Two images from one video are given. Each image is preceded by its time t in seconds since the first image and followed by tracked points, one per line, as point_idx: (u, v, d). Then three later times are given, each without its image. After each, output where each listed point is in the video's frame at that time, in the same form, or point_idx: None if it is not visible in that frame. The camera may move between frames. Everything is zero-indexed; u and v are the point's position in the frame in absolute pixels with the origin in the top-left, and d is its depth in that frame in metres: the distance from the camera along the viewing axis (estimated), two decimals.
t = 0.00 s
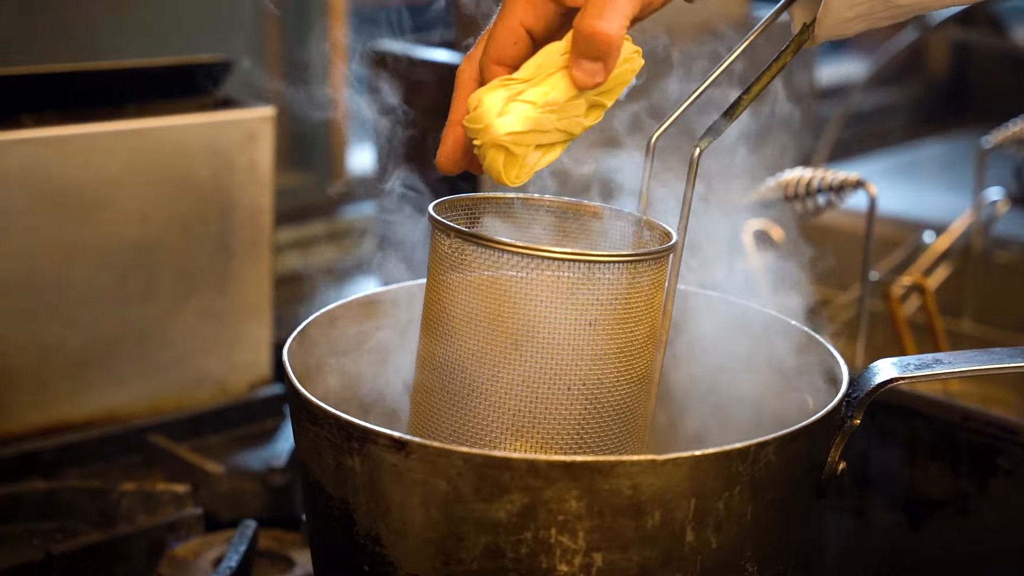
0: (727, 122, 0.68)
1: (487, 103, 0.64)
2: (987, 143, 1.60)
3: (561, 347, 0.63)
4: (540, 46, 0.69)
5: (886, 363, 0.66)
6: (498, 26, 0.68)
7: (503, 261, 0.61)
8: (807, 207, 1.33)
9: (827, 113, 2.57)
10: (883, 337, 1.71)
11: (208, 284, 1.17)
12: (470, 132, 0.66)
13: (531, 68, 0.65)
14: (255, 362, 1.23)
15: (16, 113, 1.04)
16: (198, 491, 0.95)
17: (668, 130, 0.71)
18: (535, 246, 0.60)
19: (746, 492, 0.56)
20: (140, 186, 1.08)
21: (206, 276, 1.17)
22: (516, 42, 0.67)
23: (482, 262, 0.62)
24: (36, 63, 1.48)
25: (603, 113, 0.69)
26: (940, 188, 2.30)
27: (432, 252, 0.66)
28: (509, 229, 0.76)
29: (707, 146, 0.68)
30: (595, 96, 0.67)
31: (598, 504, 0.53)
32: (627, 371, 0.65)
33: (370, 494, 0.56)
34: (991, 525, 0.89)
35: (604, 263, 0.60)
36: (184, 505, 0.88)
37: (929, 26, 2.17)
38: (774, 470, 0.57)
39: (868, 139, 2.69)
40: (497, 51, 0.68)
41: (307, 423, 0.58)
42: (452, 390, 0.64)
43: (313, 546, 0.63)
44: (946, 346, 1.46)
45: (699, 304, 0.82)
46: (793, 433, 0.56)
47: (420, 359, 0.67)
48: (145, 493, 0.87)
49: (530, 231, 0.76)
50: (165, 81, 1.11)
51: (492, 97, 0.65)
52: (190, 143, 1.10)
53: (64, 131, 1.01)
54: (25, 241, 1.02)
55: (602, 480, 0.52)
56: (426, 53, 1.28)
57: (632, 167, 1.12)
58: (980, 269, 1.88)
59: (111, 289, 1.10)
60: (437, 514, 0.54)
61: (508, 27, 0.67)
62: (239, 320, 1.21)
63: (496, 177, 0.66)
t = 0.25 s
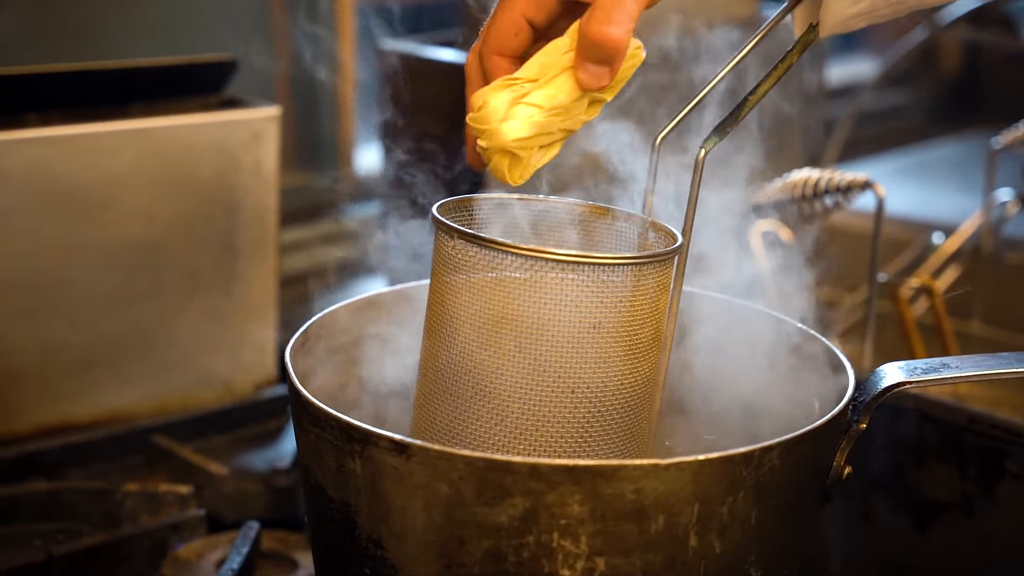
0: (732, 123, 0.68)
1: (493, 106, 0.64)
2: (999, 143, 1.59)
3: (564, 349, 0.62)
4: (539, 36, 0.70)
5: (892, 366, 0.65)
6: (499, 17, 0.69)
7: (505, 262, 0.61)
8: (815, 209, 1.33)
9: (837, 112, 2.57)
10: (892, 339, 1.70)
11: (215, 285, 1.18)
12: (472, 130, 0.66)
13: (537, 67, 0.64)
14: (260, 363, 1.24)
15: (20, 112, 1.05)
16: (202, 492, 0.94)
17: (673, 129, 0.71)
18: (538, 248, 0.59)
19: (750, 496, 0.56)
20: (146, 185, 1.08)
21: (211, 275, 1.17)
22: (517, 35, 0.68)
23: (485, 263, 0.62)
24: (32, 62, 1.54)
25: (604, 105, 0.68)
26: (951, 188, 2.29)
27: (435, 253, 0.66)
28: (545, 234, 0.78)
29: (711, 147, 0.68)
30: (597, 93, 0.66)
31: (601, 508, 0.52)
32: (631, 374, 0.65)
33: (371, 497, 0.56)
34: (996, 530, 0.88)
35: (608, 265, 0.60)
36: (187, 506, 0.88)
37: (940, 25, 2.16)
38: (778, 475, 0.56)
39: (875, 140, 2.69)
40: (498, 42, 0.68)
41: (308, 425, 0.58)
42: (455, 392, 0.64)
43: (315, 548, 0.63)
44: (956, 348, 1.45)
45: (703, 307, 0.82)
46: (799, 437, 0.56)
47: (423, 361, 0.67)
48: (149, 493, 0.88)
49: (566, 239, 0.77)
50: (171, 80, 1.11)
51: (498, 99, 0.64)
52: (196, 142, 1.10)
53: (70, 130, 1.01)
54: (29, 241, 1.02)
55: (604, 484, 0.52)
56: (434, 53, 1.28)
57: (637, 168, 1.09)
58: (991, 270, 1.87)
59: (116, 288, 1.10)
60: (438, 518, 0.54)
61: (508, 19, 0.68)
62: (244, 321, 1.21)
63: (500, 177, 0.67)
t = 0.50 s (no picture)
0: (735, 122, 0.68)
1: (499, 119, 0.63)
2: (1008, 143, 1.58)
3: (565, 350, 0.62)
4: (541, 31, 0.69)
5: (897, 367, 0.65)
6: (499, 12, 0.66)
7: (505, 262, 0.60)
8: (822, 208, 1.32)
9: (846, 112, 2.56)
10: (900, 339, 1.69)
11: (219, 284, 1.18)
12: (475, 137, 0.65)
13: (541, 79, 0.63)
14: (264, 362, 1.24)
15: (27, 110, 1.05)
16: (205, 492, 0.94)
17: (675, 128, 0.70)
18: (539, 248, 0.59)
19: (752, 498, 0.55)
20: (149, 183, 1.09)
21: (215, 275, 1.17)
22: (518, 34, 0.66)
23: (485, 264, 0.61)
24: (32, 61, 1.54)
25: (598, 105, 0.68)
26: (961, 188, 2.28)
27: (436, 254, 0.66)
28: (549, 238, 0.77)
29: (714, 147, 0.67)
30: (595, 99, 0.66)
31: (601, 510, 0.52)
32: (633, 375, 0.64)
33: (370, 499, 0.56)
34: (1005, 530, 0.88)
35: (609, 265, 0.59)
36: (190, 507, 0.88)
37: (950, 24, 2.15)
38: (781, 478, 0.56)
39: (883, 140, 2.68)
40: (498, 40, 0.67)
41: (308, 426, 0.58)
42: (455, 393, 0.64)
43: (316, 550, 0.63)
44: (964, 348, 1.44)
45: (707, 308, 0.81)
46: (801, 438, 0.55)
47: (423, 362, 0.67)
48: (152, 493, 0.87)
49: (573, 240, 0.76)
50: (178, 78, 1.12)
51: (505, 112, 0.63)
52: (200, 140, 1.11)
53: (74, 128, 1.02)
54: (33, 242, 1.03)
55: (605, 486, 0.51)
56: (442, 53, 1.29)
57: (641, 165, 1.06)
58: (1000, 270, 1.86)
59: (119, 287, 1.11)
60: (438, 520, 0.54)
61: (510, 18, 0.66)
62: (248, 319, 1.21)
63: (501, 183, 0.67)
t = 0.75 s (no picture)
0: (738, 124, 0.67)
1: (500, 141, 0.63)
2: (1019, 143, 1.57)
3: (566, 352, 0.61)
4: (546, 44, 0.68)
5: (903, 371, 0.64)
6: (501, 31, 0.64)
7: (507, 264, 0.60)
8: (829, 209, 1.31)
9: (855, 111, 2.56)
10: (908, 340, 1.69)
11: (224, 284, 1.18)
12: (474, 159, 0.65)
13: (542, 100, 0.63)
14: (269, 362, 1.24)
15: (32, 107, 1.06)
16: (209, 493, 0.94)
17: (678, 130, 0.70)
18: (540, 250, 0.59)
19: (755, 503, 0.55)
20: (154, 182, 1.09)
21: (220, 275, 1.17)
22: (521, 55, 0.64)
23: (487, 265, 0.61)
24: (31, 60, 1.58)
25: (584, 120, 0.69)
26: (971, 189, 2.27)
27: (438, 256, 0.65)
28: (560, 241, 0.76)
29: (717, 148, 0.67)
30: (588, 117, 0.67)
31: (602, 514, 0.52)
32: (635, 378, 0.64)
33: (370, 502, 0.55)
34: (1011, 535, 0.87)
35: (611, 267, 0.59)
36: (192, 508, 0.88)
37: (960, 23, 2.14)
38: (784, 483, 0.55)
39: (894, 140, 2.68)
40: (500, 59, 0.64)
41: (308, 428, 0.58)
42: (456, 395, 0.63)
43: (316, 553, 0.62)
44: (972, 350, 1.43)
45: (711, 309, 0.81)
46: (805, 443, 0.55)
47: (425, 365, 0.66)
48: (153, 494, 0.88)
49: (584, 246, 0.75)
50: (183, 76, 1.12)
51: (506, 134, 0.63)
52: (205, 140, 1.10)
53: (79, 128, 1.02)
54: (38, 242, 1.03)
55: (606, 491, 0.51)
56: (447, 52, 1.28)
57: (648, 165, 1.05)
58: (1009, 272, 1.85)
59: (123, 287, 1.11)
60: (438, 524, 0.53)
61: (512, 40, 0.63)
62: (253, 319, 1.21)
63: (496, 200, 0.67)
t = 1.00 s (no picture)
0: (742, 124, 0.67)
1: (493, 169, 0.63)
2: None
3: (566, 355, 0.61)
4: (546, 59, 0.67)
5: (906, 374, 0.64)
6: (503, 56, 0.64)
7: (506, 266, 0.60)
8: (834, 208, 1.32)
9: (863, 112, 2.55)
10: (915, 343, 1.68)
11: (227, 284, 1.18)
12: (464, 184, 0.65)
13: (539, 133, 0.63)
14: (272, 362, 1.24)
15: (34, 106, 1.06)
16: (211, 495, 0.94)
17: (680, 131, 0.69)
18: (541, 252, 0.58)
19: (755, 507, 0.54)
20: (157, 182, 1.09)
21: (224, 275, 1.17)
22: (522, 82, 0.64)
23: (487, 266, 0.61)
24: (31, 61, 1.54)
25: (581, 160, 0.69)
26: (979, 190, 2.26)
27: (437, 259, 0.65)
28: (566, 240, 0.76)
29: (720, 150, 0.66)
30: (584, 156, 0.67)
31: (601, 518, 0.51)
32: (636, 381, 0.63)
33: (368, 505, 0.55)
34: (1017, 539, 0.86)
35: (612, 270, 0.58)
36: (194, 510, 0.87)
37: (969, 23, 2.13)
38: (785, 487, 0.55)
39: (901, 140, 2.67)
40: (502, 86, 0.64)
41: (307, 431, 0.57)
42: (455, 398, 0.63)
43: (315, 555, 0.62)
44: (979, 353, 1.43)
45: (713, 311, 0.80)
46: (806, 447, 0.55)
47: (425, 367, 0.66)
48: (154, 496, 0.87)
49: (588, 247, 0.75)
50: (186, 76, 1.13)
51: (499, 162, 0.63)
52: (208, 139, 1.11)
53: (84, 127, 1.02)
54: (42, 242, 1.04)
55: (605, 495, 0.51)
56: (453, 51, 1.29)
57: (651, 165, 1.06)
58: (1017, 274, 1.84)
59: (127, 286, 1.11)
60: (436, 527, 0.53)
61: (513, 66, 0.63)
62: (257, 320, 1.21)
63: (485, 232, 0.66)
